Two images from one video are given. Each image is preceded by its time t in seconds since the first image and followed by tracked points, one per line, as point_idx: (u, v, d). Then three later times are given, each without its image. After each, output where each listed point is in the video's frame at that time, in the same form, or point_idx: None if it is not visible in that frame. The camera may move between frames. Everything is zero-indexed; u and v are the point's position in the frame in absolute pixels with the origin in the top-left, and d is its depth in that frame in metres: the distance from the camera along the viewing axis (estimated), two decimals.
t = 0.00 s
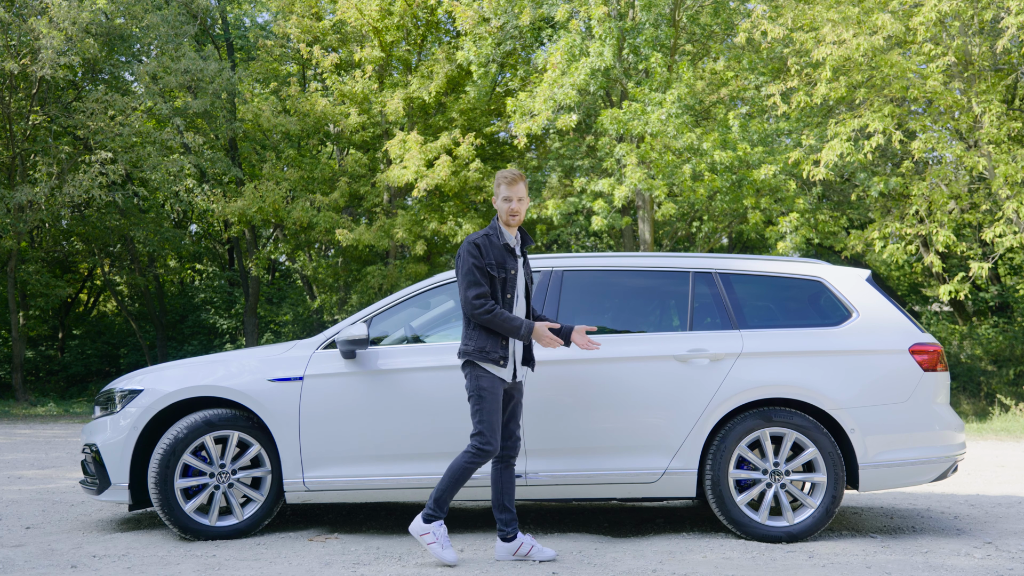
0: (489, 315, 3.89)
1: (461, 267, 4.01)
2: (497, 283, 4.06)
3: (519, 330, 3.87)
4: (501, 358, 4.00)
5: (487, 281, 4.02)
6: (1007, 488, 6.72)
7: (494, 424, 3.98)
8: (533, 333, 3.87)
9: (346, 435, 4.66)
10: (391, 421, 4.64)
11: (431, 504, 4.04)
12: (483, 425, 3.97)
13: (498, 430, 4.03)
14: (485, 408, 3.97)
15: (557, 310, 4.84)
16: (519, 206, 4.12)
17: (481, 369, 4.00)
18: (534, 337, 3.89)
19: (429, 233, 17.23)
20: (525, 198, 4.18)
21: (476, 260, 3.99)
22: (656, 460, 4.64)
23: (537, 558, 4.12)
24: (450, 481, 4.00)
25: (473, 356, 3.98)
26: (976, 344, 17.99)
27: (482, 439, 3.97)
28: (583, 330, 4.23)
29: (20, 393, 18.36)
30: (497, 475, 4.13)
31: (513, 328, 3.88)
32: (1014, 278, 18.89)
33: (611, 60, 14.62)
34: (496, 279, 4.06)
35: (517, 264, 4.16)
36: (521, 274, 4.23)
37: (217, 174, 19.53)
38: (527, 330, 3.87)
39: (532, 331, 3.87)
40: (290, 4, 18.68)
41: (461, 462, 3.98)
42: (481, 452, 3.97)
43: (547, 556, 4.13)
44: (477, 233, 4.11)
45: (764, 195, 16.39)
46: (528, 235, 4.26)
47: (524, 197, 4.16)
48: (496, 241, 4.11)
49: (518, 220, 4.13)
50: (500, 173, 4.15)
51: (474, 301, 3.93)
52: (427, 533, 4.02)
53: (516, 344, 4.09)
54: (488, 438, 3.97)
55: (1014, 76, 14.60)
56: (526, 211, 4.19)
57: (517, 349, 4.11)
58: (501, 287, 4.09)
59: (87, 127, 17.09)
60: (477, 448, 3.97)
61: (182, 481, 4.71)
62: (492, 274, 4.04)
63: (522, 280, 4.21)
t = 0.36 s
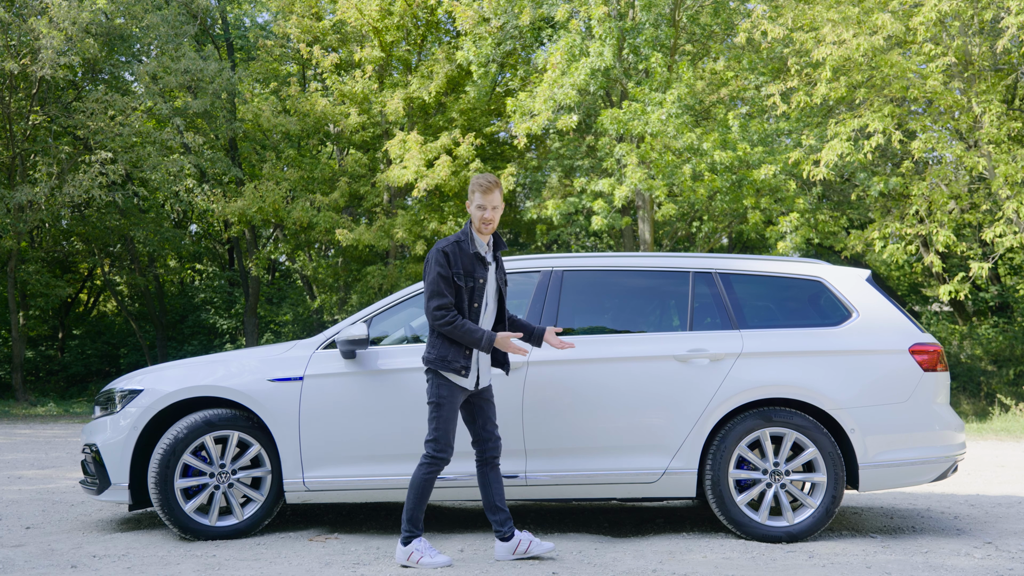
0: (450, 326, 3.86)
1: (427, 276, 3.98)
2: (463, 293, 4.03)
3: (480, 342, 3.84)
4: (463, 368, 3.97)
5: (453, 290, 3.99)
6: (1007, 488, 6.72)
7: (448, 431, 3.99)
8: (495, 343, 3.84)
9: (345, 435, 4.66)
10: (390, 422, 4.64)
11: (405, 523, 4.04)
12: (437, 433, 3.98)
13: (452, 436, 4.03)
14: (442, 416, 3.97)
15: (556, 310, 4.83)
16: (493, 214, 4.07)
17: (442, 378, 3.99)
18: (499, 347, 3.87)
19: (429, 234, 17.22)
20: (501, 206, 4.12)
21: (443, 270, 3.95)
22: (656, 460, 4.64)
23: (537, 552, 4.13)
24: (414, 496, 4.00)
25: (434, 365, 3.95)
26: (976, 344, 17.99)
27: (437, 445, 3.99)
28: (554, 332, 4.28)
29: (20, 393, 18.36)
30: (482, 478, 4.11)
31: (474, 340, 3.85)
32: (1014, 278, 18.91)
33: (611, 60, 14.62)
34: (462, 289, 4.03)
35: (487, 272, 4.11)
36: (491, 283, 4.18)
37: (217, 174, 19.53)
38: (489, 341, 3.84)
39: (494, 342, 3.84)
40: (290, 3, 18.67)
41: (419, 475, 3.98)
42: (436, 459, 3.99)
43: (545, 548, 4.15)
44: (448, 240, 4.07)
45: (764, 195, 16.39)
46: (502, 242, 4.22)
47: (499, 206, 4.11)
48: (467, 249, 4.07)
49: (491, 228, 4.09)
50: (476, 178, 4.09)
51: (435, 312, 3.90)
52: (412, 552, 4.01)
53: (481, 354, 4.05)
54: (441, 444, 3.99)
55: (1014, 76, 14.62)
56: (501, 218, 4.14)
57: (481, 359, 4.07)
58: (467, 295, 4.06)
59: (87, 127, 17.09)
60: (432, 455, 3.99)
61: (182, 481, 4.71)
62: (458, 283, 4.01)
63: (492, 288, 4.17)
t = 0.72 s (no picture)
0: (410, 331, 3.87)
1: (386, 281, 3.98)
2: (424, 297, 4.03)
3: (442, 344, 3.86)
4: (426, 371, 3.98)
5: (413, 294, 3.99)
6: (1008, 488, 6.72)
7: (424, 433, 4.01)
8: (457, 344, 3.85)
9: (344, 435, 4.66)
10: (389, 422, 4.64)
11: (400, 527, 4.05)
12: (414, 434, 3.99)
13: (431, 436, 4.05)
14: (415, 419, 3.99)
15: (556, 310, 4.82)
16: (454, 214, 4.08)
17: (406, 383, 4.00)
18: (461, 346, 3.88)
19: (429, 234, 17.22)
20: (461, 206, 4.13)
21: (401, 275, 3.95)
22: (657, 460, 4.64)
23: (528, 539, 4.17)
24: (403, 500, 4.01)
25: (397, 371, 3.97)
26: (976, 344, 17.98)
27: (416, 447, 4.00)
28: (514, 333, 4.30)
29: (20, 393, 18.36)
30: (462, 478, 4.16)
31: (436, 343, 3.86)
32: (1014, 277, 18.91)
33: (611, 60, 14.61)
34: (422, 292, 4.03)
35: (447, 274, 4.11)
36: (453, 284, 4.19)
37: (217, 174, 19.54)
38: (450, 342, 3.85)
39: (455, 343, 3.86)
40: (290, 4, 18.68)
41: (405, 480, 4.00)
42: (417, 460, 3.99)
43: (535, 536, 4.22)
44: (407, 243, 4.06)
45: (764, 195, 16.40)
46: (465, 241, 4.23)
47: (460, 206, 4.12)
48: (426, 252, 4.07)
49: (452, 229, 4.10)
50: (436, 179, 4.10)
51: (395, 317, 3.91)
52: (411, 554, 4.02)
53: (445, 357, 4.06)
54: (421, 445, 4.00)
55: (1015, 76, 14.62)
56: (461, 219, 4.15)
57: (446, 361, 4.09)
58: (429, 299, 4.06)
59: (87, 127, 17.09)
60: (415, 456, 3.99)
61: (182, 481, 4.71)
62: (417, 287, 4.01)
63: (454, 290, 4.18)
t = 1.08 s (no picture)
0: (394, 333, 3.88)
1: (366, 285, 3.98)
2: (406, 297, 4.04)
3: (426, 345, 3.87)
4: (415, 372, 4.00)
5: (394, 296, 3.99)
6: (1008, 488, 6.71)
7: (416, 432, 4.02)
8: (441, 344, 3.86)
9: (344, 434, 4.66)
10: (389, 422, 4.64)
11: (398, 527, 4.05)
12: (405, 435, 4.00)
13: (422, 436, 4.06)
14: (406, 419, 4.00)
15: (556, 310, 4.82)
16: (429, 209, 4.10)
17: (394, 385, 4.02)
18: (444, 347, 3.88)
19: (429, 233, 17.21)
20: (435, 201, 4.15)
21: (380, 278, 3.95)
22: (657, 460, 4.64)
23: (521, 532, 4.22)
24: (398, 501, 4.02)
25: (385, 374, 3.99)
26: (976, 344, 17.98)
27: (407, 447, 4.00)
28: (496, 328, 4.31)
29: (20, 393, 18.36)
30: (459, 473, 4.17)
31: (420, 344, 3.87)
32: (1014, 277, 18.92)
33: (611, 60, 14.60)
34: (404, 293, 4.04)
35: (426, 272, 4.12)
36: (433, 282, 4.19)
37: (217, 174, 19.54)
38: (435, 343, 3.86)
39: (439, 344, 3.86)
40: (290, 4, 18.68)
41: (398, 480, 4.00)
42: (409, 460, 4.00)
43: (525, 531, 4.32)
44: (385, 245, 4.06)
45: (764, 195, 16.40)
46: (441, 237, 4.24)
47: (433, 200, 4.14)
48: (405, 252, 4.07)
49: (428, 224, 4.12)
50: (408, 177, 4.11)
51: (378, 320, 3.91)
52: (411, 554, 4.02)
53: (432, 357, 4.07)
54: (411, 445, 4.00)
55: (1015, 76, 14.62)
56: (436, 214, 4.16)
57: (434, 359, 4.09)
58: (411, 299, 4.07)
59: (87, 127, 17.09)
60: (407, 457, 4.00)
61: (182, 481, 4.71)
62: (398, 288, 4.01)
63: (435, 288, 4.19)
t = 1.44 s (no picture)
0: (388, 314, 3.86)
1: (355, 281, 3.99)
2: (396, 287, 4.06)
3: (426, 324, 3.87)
4: (418, 363, 4.02)
5: (385, 285, 4.00)
6: (1007, 488, 6.71)
7: (410, 431, 4.03)
8: (435, 304, 3.84)
9: (344, 435, 4.66)
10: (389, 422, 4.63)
11: (395, 527, 4.05)
12: (398, 435, 4.01)
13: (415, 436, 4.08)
14: (400, 418, 4.01)
15: (556, 310, 4.81)
16: (412, 201, 4.14)
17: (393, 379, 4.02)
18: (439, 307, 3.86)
19: (429, 234, 17.19)
20: (416, 194, 4.22)
21: (369, 270, 3.96)
22: (658, 460, 4.64)
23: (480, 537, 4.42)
24: (393, 501, 4.01)
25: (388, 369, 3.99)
26: (976, 344, 17.98)
27: (399, 446, 4.02)
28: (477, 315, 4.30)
29: (20, 393, 18.36)
30: (441, 472, 4.25)
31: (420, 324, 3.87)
32: (1014, 278, 18.93)
33: (611, 60, 14.60)
34: (394, 283, 4.06)
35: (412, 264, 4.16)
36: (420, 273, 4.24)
37: (217, 174, 19.54)
38: (430, 303, 3.84)
39: (435, 304, 3.85)
40: (290, 4, 18.68)
41: (391, 480, 4.01)
42: (402, 459, 4.02)
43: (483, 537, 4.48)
44: (369, 242, 4.10)
45: (764, 195, 16.40)
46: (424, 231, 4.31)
47: (414, 193, 4.21)
48: (389, 245, 4.11)
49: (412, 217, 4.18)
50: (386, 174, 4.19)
51: (372, 307, 3.89)
52: (411, 554, 4.02)
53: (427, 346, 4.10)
54: (401, 443, 4.02)
55: (1015, 76, 14.63)
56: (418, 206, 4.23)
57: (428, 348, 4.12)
58: (400, 290, 4.09)
59: (87, 127, 17.10)
60: (399, 456, 4.02)
61: (182, 481, 4.71)
62: (388, 278, 4.02)
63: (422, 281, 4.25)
